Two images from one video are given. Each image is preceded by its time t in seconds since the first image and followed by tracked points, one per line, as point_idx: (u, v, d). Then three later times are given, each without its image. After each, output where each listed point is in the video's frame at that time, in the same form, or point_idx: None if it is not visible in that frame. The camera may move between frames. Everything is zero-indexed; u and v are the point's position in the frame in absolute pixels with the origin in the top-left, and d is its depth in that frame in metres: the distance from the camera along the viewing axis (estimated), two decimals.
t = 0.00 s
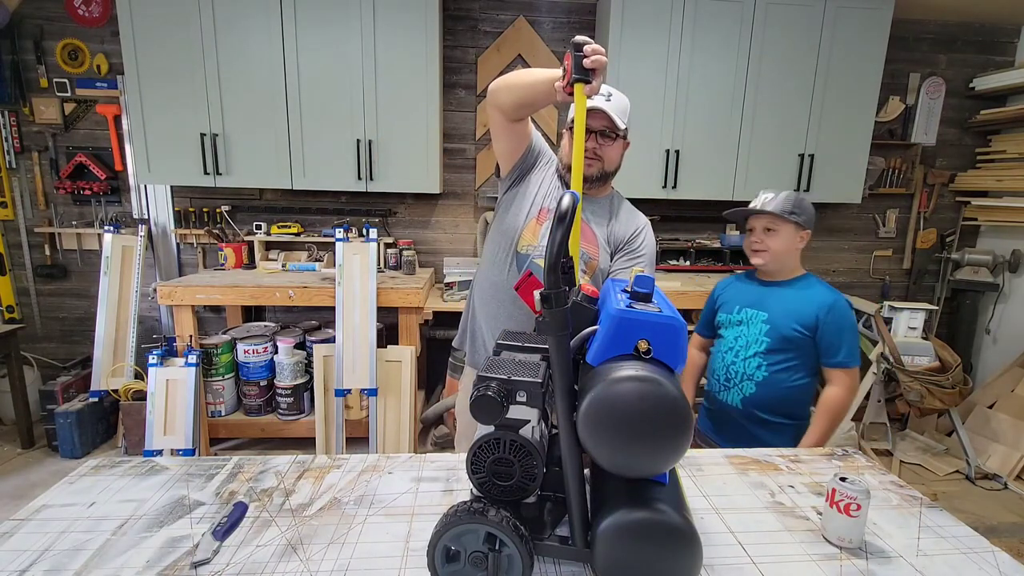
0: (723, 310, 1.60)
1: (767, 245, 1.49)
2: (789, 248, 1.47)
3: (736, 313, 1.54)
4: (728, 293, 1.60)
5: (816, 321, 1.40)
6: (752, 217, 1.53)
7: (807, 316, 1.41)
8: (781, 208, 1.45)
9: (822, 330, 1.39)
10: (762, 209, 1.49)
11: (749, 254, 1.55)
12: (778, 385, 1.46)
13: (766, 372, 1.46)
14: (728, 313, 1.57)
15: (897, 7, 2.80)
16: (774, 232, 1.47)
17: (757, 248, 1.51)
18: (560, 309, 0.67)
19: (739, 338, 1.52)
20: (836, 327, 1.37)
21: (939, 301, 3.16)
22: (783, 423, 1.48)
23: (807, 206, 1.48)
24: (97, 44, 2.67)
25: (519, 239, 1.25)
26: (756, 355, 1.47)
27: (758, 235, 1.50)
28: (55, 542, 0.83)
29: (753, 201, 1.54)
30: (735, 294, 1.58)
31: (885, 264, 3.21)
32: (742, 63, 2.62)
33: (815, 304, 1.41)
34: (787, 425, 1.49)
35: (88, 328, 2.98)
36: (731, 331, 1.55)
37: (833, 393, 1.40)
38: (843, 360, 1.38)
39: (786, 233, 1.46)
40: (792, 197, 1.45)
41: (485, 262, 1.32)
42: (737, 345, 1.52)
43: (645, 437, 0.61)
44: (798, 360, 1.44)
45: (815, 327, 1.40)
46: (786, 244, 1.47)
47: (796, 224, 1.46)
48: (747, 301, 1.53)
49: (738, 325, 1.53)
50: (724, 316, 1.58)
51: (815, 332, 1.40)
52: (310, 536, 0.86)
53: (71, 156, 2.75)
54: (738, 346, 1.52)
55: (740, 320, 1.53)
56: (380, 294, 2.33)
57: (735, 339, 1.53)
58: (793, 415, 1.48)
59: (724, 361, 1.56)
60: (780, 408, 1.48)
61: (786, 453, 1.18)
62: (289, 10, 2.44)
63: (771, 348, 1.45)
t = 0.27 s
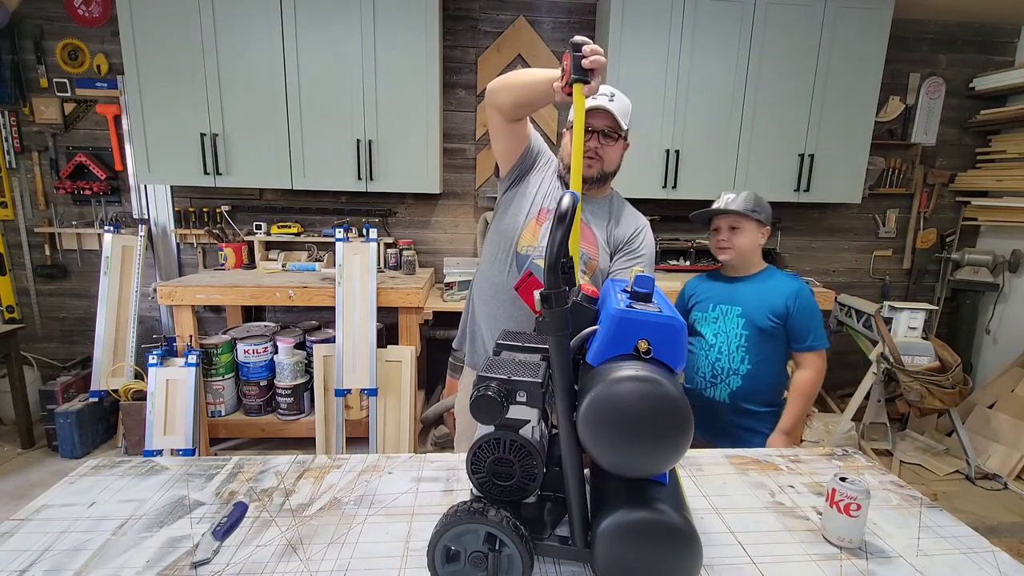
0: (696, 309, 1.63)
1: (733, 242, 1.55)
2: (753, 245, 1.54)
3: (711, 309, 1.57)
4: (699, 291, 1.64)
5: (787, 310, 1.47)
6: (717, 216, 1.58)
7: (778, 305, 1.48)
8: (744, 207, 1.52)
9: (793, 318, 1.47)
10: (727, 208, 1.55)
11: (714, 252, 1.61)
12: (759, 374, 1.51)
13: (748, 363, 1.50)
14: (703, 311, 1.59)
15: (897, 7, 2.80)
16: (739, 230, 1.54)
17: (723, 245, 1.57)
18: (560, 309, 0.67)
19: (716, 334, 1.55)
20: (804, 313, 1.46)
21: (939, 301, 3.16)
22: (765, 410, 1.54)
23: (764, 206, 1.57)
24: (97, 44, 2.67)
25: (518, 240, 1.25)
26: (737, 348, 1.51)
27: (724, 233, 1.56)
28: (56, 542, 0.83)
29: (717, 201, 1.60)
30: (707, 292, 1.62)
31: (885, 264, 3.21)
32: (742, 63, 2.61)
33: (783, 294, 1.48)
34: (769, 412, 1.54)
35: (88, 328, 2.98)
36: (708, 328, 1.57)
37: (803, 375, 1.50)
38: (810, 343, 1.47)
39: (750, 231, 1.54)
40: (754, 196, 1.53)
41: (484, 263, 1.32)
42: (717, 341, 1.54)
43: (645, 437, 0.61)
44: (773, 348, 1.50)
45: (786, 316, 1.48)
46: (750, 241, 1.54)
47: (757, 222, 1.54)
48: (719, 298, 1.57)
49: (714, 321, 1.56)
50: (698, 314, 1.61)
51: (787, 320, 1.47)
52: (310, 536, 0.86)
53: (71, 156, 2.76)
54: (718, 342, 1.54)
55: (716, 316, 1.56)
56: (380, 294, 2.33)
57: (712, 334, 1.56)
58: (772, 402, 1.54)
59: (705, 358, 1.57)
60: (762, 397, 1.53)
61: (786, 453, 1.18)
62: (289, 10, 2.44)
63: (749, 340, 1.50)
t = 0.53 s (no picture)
0: (684, 308, 1.62)
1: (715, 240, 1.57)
2: (732, 242, 1.57)
3: (702, 308, 1.58)
4: (684, 289, 1.64)
5: (774, 301, 1.53)
6: (696, 215, 1.59)
7: (766, 297, 1.53)
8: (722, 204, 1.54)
9: (780, 308, 1.53)
10: (706, 207, 1.56)
11: (695, 251, 1.62)
12: (755, 366, 1.54)
13: (746, 356, 1.53)
14: (694, 310, 1.59)
15: (897, 7, 2.80)
16: (719, 227, 1.56)
17: (705, 244, 1.58)
18: (560, 308, 0.67)
19: (711, 331, 1.55)
20: (790, 302, 1.53)
21: (939, 301, 3.16)
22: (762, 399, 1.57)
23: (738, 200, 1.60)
24: (97, 44, 2.67)
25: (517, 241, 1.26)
26: (733, 343, 1.53)
27: (705, 232, 1.57)
28: (56, 542, 0.83)
29: (692, 201, 1.60)
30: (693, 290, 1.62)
31: (885, 264, 3.21)
32: (742, 63, 2.61)
33: (768, 286, 1.54)
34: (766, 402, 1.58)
35: (88, 328, 2.98)
36: (701, 327, 1.57)
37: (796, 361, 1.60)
38: (797, 330, 1.55)
39: (729, 228, 1.56)
40: (730, 194, 1.55)
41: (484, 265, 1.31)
42: (713, 338, 1.55)
43: (645, 437, 0.61)
44: (764, 338, 1.55)
45: (773, 306, 1.53)
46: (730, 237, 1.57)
47: (734, 219, 1.57)
48: (708, 296, 1.58)
49: (706, 320, 1.57)
50: (689, 313, 1.60)
51: (775, 310, 1.53)
52: (310, 536, 0.86)
53: (71, 156, 2.76)
54: (713, 339, 1.55)
55: (708, 315, 1.56)
56: (380, 294, 2.33)
57: (707, 333, 1.56)
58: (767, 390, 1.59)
59: (703, 356, 1.56)
60: (758, 387, 1.56)
61: (786, 453, 1.18)
62: (289, 10, 2.44)
63: (744, 334, 1.53)
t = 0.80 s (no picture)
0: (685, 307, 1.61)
1: (715, 239, 1.56)
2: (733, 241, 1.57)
3: (703, 307, 1.57)
4: (684, 289, 1.63)
5: (774, 300, 1.54)
6: (696, 215, 1.58)
7: (766, 295, 1.53)
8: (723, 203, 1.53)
9: (780, 306, 1.54)
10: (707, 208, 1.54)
11: (695, 250, 1.61)
12: (757, 364, 1.55)
13: (749, 355, 1.53)
14: (695, 310, 1.58)
15: (897, 7, 2.80)
16: (720, 227, 1.55)
17: (705, 244, 1.57)
18: (560, 308, 0.67)
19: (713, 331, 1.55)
20: (789, 300, 1.54)
21: (939, 301, 3.16)
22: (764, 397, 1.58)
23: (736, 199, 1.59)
24: (97, 44, 2.67)
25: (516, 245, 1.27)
26: (736, 342, 1.53)
27: (706, 232, 1.56)
28: (56, 542, 0.83)
29: (692, 200, 1.59)
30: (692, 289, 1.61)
31: (885, 264, 3.21)
32: (742, 63, 2.61)
33: (767, 284, 1.54)
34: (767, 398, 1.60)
35: (88, 328, 2.98)
36: (703, 327, 1.56)
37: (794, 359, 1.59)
38: (797, 327, 1.56)
39: (730, 227, 1.56)
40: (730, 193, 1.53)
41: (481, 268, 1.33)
42: (716, 338, 1.55)
43: (645, 437, 0.61)
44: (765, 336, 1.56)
45: (773, 304, 1.54)
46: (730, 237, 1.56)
47: (734, 219, 1.56)
48: (708, 295, 1.57)
49: (708, 319, 1.56)
50: (690, 313, 1.60)
51: (775, 309, 1.54)
52: (310, 536, 0.86)
53: (71, 156, 2.75)
54: (716, 338, 1.55)
55: (709, 314, 1.56)
56: (380, 294, 2.33)
57: (709, 332, 1.55)
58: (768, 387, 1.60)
59: (706, 356, 1.55)
60: (760, 385, 1.57)
61: (786, 453, 1.18)
62: (289, 10, 2.44)
63: (746, 332, 1.53)
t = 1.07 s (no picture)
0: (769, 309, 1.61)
1: (820, 252, 1.46)
2: (845, 257, 1.44)
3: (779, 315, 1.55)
4: (777, 291, 1.60)
5: (854, 330, 1.37)
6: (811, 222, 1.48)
7: (844, 321, 1.39)
8: (841, 215, 1.42)
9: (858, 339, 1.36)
10: (824, 217, 1.43)
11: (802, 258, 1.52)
12: (813, 387, 1.46)
13: (802, 375, 1.46)
14: (774, 314, 1.57)
15: (897, 7, 2.80)
16: (831, 240, 1.43)
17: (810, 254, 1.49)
18: (560, 309, 0.67)
19: (779, 339, 1.53)
20: (874, 335, 1.34)
21: (939, 301, 3.16)
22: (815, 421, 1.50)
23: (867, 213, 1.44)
24: (97, 44, 2.67)
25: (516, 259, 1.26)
26: (793, 358, 1.48)
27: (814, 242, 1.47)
28: (56, 542, 0.83)
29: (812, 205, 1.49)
30: (783, 294, 1.57)
31: (885, 264, 3.21)
32: (742, 63, 2.61)
33: (854, 310, 1.38)
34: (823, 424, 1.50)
35: (88, 328, 2.98)
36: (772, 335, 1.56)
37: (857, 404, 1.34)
38: (878, 369, 1.34)
39: (845, 242, 1.43)
40: (853, 206, 1.41)
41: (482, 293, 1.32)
42: (777, 347, 1.53)
43: (645, 437, 0.61)
44: (834, 364, 1.43)
45: (852, 335, 1.38)
46: (841, 252, 1.44)
47: (854, 235, 1.43)
48: (787, 305, 1.53)
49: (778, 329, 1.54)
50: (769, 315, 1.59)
51: (851, 340, 1.38)
52: (310, 536, 0.86)
53: (71, 156, 2.75)
54: (777, 348, 1.53)
55: (784, 322, 1.53)
56: (380, 294, 2.33)
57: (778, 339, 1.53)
58: (831, 414, 1.49)
59: (763, 361, 1.57)
60: (813, 409, 1.49)
61: (786, 453, 1.18)
62: (289, 10, 2.44)
63: (807, 352, 1.45)
